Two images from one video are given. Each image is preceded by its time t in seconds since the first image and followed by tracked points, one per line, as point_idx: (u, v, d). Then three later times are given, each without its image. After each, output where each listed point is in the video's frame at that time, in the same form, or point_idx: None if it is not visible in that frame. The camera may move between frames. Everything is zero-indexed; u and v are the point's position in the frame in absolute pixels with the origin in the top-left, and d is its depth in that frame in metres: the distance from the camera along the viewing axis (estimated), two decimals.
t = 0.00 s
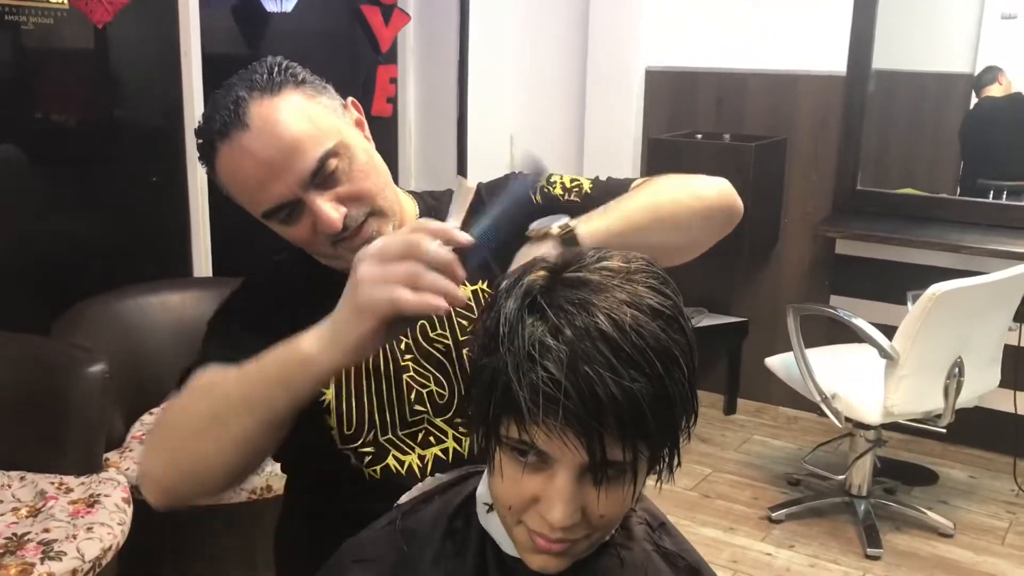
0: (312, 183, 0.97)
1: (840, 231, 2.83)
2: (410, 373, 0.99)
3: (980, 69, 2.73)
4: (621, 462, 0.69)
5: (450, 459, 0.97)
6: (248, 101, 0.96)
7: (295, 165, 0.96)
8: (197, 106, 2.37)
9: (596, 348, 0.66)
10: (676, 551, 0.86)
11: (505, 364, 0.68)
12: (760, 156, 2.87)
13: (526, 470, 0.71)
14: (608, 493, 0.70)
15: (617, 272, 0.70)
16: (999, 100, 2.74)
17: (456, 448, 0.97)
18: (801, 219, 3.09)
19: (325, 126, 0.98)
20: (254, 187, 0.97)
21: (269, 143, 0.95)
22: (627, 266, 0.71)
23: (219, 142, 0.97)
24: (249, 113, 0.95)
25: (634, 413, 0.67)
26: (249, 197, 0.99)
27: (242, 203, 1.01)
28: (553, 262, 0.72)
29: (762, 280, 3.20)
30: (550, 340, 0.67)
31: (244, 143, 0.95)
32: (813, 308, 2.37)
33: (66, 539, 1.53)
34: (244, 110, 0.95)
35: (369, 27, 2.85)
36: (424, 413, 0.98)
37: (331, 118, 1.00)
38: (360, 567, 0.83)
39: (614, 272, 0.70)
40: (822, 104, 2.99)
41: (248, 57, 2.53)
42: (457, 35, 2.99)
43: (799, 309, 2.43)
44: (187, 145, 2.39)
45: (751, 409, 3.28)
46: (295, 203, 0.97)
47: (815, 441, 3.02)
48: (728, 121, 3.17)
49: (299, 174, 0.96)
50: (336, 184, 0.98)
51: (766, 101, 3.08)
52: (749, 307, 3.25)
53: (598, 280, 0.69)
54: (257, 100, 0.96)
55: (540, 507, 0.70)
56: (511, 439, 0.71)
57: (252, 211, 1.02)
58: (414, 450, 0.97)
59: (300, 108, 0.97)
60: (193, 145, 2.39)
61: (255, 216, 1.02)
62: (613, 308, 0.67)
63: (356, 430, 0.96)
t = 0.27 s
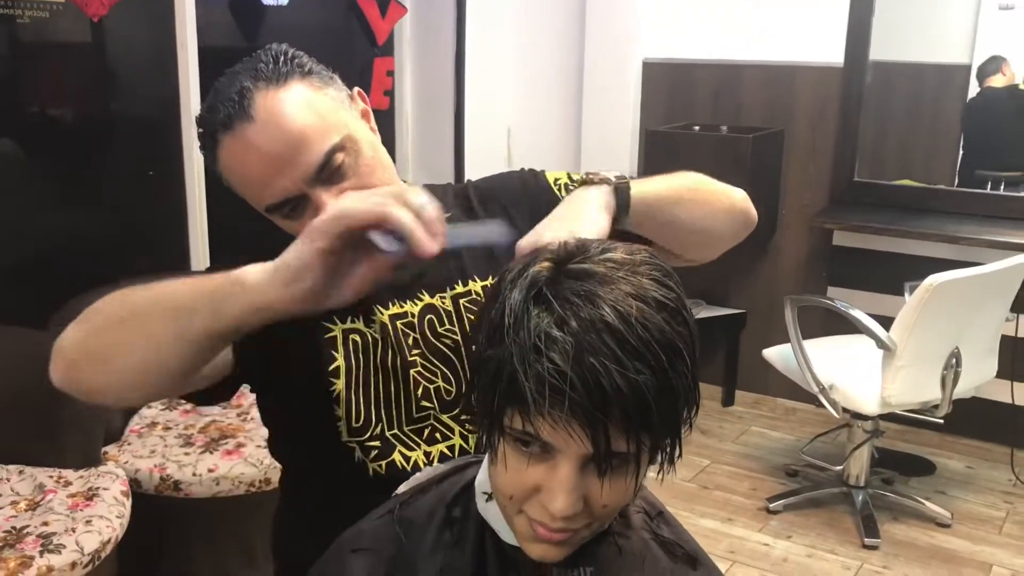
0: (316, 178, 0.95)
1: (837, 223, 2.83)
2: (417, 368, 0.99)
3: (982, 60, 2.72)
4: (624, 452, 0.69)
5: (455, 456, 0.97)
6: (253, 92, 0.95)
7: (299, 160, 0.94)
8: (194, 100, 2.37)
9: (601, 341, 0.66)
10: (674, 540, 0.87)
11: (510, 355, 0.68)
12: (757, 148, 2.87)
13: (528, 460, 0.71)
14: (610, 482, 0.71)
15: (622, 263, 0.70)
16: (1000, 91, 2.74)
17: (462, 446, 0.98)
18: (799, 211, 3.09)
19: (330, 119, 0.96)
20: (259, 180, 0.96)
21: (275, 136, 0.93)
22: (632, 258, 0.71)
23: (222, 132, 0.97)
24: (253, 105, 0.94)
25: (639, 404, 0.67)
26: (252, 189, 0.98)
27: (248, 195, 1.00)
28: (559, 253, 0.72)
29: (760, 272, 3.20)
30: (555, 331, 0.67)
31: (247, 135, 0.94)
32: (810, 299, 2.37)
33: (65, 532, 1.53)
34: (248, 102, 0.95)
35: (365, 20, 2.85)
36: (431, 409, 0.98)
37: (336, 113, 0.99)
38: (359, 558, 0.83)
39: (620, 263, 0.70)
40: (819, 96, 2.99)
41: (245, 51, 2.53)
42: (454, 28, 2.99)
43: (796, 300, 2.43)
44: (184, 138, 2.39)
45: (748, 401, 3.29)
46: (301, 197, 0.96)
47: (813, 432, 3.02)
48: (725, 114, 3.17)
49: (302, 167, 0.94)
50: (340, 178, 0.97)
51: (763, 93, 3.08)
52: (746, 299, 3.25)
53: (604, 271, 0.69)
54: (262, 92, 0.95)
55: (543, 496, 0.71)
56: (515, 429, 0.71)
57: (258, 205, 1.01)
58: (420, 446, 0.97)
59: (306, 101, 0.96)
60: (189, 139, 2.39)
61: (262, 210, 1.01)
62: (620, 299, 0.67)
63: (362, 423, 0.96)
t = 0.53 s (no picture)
0: (332, 179, 0.89)
1: (829, 227, 2.84)
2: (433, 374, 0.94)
3: (978, 62, 2.72)
4: (610, 462, 0.70)
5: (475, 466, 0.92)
6: (273, 87, 0.87)
7: (317, 159, 0.87)
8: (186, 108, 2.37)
9: (588, 350, 0.67)
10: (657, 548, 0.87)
11: (497, 364, 0.69)
12: (749, 152, 2.88)
13: (514, 469, 0.71)
14: (596, 492, 0.71)
15: (610, 274, 0.71)
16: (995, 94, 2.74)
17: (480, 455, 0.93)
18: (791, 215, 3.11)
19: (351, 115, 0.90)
20: (274, 176, 0.89)
21: (292, 135, 0.86)
22: (621, 269, 0.72)
23: (242, 127, 0.89)
24: (272, 99, 0.86)
25: (625, 414, 0.68)
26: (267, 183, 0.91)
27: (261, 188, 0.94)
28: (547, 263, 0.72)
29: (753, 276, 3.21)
30: (543, 340, 0.67)
31: (264, 132, 0.86)
32: (802, 304, 2.37)
33: (56, 542, 1.52)
34: (268, 98, 0.86)
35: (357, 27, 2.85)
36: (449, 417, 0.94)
37: (356, 109, 0.91)
38: (341, 566, 0.86)
39: (609, 275, 0.71)
40: (811, 100, 3.00)
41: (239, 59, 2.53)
42: (447, 34, 2.99)
43: (788, 304, 2.43)
44: (177, 147, 2.38)
45: (742, 405, 3.29)
46: (316, 198, 0.90)
47: (806, 435, 3.02)
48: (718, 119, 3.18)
49: (318, 167, 0.87)
50: (357, 178, 0.90)
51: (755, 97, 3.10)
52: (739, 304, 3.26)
53: (592, 281, 0.70)
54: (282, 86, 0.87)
55: (529, 505, 0.71)
56: (501, 438, 0.71)
57: (272, 197, 0.94)
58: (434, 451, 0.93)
59: (326, 96, 0.88)
60: (183, 149, 2.36)
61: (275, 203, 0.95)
62: (607, 309, 0.68)
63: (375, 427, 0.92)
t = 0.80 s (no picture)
0: (347, 175, 0.97)
1: (808, 228, 2.85)
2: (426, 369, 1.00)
3: (957, 60, 2.74)
4: (571, 462, 0.70)
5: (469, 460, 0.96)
6: (301, 84, 0.97)
7: (335, 154, 0.96)
8: (163, 119, 2.36)
9: (547, 349, 0.67)
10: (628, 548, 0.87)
11: (456, 364, 0.69)
12: (727, 155, 2.89)
13: (476, 471, 0.71)
14: (558, 493, 0.71)
15: (570, 273, 0.71)
16: (972, 95, 2.75)
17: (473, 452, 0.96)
18: (770, 218, 3.12)
19: (369, 115, 0.98)
20: (294, 165, 0.97)
21: (314, 128, 0.95)
22: (581, 268, 0.72)
23: (268, 118, 0.98)
24: (299, 96, 0.95)
25: (584, 413, 0.68)
26: (286, 175, 1.00)
27: (281, 177, 1.02)
28: (508, 264, 0.73)
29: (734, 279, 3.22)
30: (501, 340, 0.67)
31: (289, 126, 0.95)
32: (783, 305, 2.38)
33: (35, 557, 1.51)
34: (295, 93, 0.96)
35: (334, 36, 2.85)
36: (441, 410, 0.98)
37: (378, 113, 0.99)
38: None
39: (568, 274, 0.71)
40: (787, 103, 3.02)
41: (215, 69, 2.53)
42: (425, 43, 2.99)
43: (769, 305, 2.44)
44: (155, 158, 2.38)
45: (725, 407, 3.30)
46: (329, 189, 0.98)
47: (790, 436, 3.04)
48: (695, 122, 3.19)
49: (336, 162, 0.96)
50: (371, 176, 0.98)
51: (732, 100, 3.11)
52: (721, 306, 3.27)
53: (551, 281, 0.70)
54: (310, 85, 0.97)
55: (491, 507, 0.71)
56: (462, 440, 0.71)
57: (290, 188, 1.02)
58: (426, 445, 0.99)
59: (348, 97, 0.96)
60: (160, 156, 2.38)
61: (292, 194, 1.02)
62: (565, 308, 0.68)
63: (370, 419, 1.00)
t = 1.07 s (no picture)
0: (319, 172, 0.97)
1: (782, 236, 2.87)
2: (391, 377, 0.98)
3: (927, 69, 2.77)
4: (530, 465, 0.70)
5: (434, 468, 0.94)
6: (277, 81, 0.96)
7: (308, 151, 0.96)
8: (136, 125, 2.34)
9: (505, 354, 0.67)
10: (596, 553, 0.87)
11: (414, 370, 0.68)
12: (701, 164, 2.91)
13: (436, 475, 0.71)
14: (518, 495, 0.71)
15: (529, 277, 0.71)
16: (943, 105, 2.78)
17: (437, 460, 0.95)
18: (744, 225, 3.14)
19: (343, 114, 0.98)
20: (265, 160, 0.97)
21: (287, 125, 0.95)
22: (541, 271, 0.71)
23: (241, 112, 0.97)
24: (274, 92, 0.95)
25: (542, 417, 0.68)
26: (254, 169, 0.99)
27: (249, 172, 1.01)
28: (468, 268, 0.72)
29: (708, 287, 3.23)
30: (459, 344, 0.67)
31: (262, 120, 0.95)
32: (757, 311, 2.39)
33: (2, 567, 1.49)
34: (270, 89, 0.95)
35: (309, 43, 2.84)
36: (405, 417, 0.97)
37: (352, 111, 0.99)
38: None
39: (527, 277, 0.71)
40: (761, 112, 3.04)
41: (189, 76, 2.51)
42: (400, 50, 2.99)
43: (743, 313, 2.45)
44: (129, 164, 2.37)
45: (700, 414, 3.31)
46: (300, 186, 0.97)
47: (764, 442, 3.05)
48: (670, 131, 3.21)
49: (308, 159, 0.96)
50: (342, 174, 0.98)
51: (707, 109, 3.13)
52: (696, 313, 3.28)
53: (510, 284, 0.70)
54: (285, 81, 0.96)
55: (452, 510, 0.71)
56: (422, 445, 0.71)
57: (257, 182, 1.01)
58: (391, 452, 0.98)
59: (323, 94, 0.97)
60: (134, 165, 2.36)
61: (260, 190, 1.02)
62: (523, 312, 0.68)
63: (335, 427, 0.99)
